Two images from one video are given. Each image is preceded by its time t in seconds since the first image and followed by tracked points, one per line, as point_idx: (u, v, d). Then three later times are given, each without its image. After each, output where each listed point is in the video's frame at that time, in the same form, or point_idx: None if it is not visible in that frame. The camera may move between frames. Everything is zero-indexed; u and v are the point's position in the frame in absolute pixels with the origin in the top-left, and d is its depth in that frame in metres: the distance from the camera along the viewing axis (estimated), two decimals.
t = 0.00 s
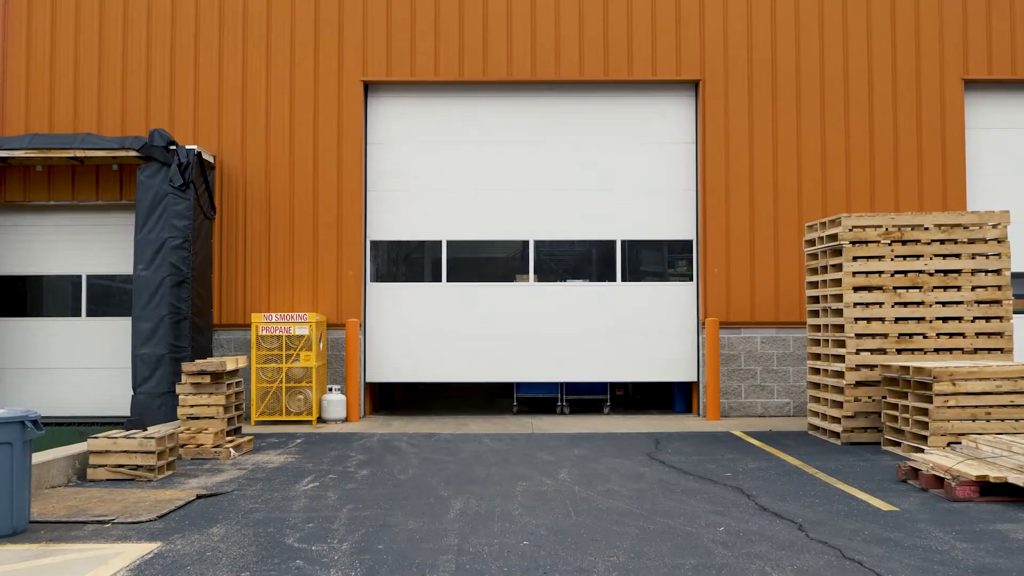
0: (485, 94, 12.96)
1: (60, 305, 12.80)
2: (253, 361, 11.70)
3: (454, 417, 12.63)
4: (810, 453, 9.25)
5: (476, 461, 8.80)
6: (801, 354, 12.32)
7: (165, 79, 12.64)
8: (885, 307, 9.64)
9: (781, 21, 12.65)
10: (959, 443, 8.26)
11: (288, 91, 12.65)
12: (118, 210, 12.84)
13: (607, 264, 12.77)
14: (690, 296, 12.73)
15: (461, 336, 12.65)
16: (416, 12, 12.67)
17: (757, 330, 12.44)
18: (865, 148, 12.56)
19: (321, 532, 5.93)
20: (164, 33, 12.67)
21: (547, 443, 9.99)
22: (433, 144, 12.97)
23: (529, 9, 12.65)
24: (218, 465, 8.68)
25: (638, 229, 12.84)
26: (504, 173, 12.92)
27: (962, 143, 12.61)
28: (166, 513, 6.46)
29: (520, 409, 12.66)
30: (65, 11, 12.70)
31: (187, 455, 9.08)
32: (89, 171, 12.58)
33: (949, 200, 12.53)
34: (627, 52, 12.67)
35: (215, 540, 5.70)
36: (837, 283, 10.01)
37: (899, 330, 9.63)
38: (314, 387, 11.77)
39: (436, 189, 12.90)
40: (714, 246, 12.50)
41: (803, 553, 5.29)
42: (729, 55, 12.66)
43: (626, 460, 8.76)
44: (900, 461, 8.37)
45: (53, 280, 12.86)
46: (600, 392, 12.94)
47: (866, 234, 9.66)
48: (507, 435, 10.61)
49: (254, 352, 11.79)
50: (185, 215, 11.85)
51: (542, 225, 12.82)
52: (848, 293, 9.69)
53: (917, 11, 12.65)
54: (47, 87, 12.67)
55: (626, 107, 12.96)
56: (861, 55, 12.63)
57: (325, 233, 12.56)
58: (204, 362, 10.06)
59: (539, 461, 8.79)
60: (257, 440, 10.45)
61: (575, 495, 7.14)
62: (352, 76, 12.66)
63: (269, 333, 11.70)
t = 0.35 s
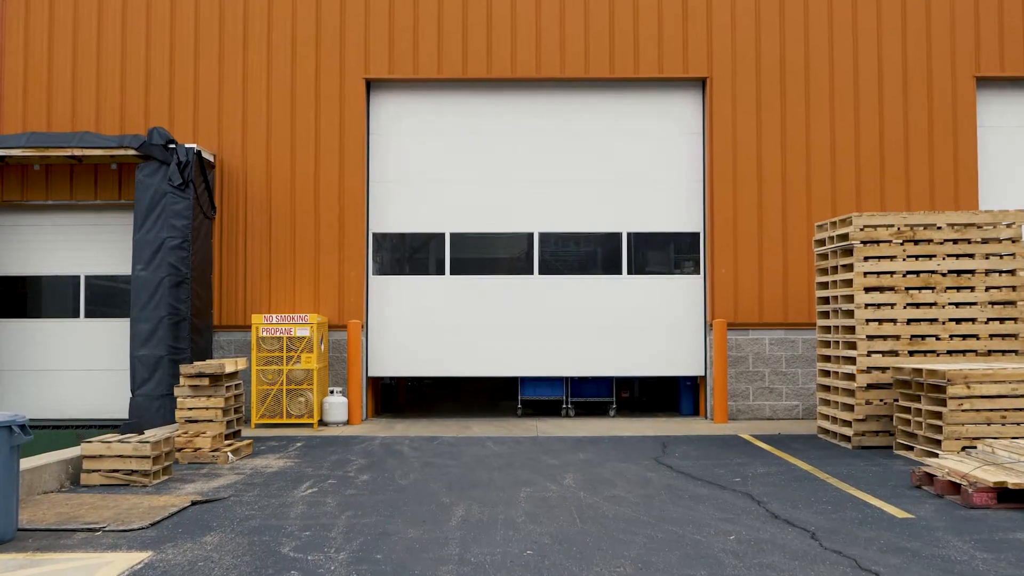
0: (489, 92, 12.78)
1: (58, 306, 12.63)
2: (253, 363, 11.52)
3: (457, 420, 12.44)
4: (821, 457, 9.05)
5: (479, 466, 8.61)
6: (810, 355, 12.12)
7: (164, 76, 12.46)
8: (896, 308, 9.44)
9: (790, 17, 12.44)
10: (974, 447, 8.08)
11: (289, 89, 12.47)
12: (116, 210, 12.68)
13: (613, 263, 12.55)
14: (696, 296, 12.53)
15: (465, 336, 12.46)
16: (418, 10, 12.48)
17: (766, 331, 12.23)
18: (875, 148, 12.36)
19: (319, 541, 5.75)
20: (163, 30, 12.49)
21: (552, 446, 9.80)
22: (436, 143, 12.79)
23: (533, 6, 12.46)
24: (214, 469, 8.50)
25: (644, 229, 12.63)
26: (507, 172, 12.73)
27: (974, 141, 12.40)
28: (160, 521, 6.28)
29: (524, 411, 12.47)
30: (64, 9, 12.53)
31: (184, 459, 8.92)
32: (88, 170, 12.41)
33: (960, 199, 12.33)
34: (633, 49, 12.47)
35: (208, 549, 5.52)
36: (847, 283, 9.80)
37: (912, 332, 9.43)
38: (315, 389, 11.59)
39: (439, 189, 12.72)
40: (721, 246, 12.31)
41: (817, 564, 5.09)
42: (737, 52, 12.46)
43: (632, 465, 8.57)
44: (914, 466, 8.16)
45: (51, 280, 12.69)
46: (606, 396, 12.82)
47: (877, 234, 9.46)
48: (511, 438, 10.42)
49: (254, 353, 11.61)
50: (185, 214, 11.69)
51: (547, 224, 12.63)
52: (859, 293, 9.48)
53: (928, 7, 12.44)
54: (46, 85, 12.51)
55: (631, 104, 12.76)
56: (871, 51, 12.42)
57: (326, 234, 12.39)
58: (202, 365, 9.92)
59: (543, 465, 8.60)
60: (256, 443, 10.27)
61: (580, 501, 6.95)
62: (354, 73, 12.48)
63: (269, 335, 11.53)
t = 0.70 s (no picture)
0: (491, 90, 12.52)
1: (52, 307, 12.39)
2: (251, 366, 11.28)
3: (459, 424, 12.18)
4: (833, 463, 8.78)
5: (480, 472, 8.35)
6: (820, 358, 11.84)
7: (161, 74, 12.22)
8: (910, 310, 9.17)
9: (799, 12, 12.18)
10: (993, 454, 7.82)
11: (287, 87, 12.23)
12: (112, 210, 12.44)
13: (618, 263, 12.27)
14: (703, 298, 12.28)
15: (466, 339, 12.21)
16: (419, 5, 12.23)
17: (775, 333, 11.97)
18: (886, 146, 12.09)
19: (311, 553, 5.49)
20: (159, 25, 12.26)
21: (555, 451, 9.54)
22: (437, 142, 12.54)
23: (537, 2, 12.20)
24: (208, 475, 8.24)
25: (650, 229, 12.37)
26: (510, 170, 12.48)
27: (988, 139, 12.11)
28: (146, 531, 6.03)
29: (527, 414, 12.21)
30: (59, 4, 12.30)
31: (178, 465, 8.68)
32: (82, 169, 12.17)
33: (974, 198, 12.04)
34: (639, 46, 12.21)
35: (194, 562, 5.27)
36: (859, 284, 9.54)
37: (926, 334, 9.16)
38: (313, 393, 11.34)
39: (440, 189, 12.47)
40: (729, 246, 12.04)
41: None
42: (745, 48, 12.19)
43: (638, 471, 8.30)
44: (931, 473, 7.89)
45: (45, 282, 12.46)
46: (611, 400, 12.67)
47: (890, 233, 9.20)
48: (514, 443, 10.17)
49: (251, 356, 11.38)
50: (180, 214, 11.44)
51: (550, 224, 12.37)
52: (872, 294, 9.21)
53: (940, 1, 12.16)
54: (40, 82, 12.28)
55: (637, 101, 12.50)
56: (882, 47, 12.15)
57: (325, 234, 12.14)
58: (197, 368, 9.71)
59: (547, 472, 8.34)
60: (253, 448, 10.03)
61: (584, 510, 6.69)
62: (353, 70, 12.24)
63: (266, 337, 11.29)
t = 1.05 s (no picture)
0: (491, 84, 12.14)
1: (40, 309, 12.02)
2: (243, 368, 10.92)
3: (458, 428, 11.79)
4: (848, 472, 8.37)
5: (478, 482, 7.95)
6: (832, 360, 11.44)
7: (151, 68, 11.86)
8: (928, 310, 8.77)
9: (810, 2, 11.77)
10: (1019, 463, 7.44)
11: (282, 82, 11.85)
12: (101, 209, 12.07)
13: (624, 262, 11.86)
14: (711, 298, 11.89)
15: (466, 341, 11.84)
16: None
17: (785, 335, 11.56)
18: (901, 141, 11.69)
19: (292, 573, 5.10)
20: (149, 18, 11.89)
21: (557, 459, 9.14)
22: (437, 139, 12.16)
23: None
24: (193, 485, 7.86)
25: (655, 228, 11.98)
26: (511, 167, 12.09)
27: (1007, 132, 11.70)
28: (119, 548, 5.65)
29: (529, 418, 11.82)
30: None
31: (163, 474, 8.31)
32: (70, 166, 11.80)
33: (991, 194, 11.63)
34: (644, 38, 11.81)
35: None
36: (875, 284, 9.13)
37: (945, 336, 8.75)
38: (308, 397, 10.95)
39: (438, 188, 12.09)
40: (737, 245, 11.65)
41: None
42: (754, 40, 11.80)
43: (644, 481, 7.90)
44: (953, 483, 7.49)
45: (32, 283, 12.09)
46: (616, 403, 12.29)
47: (907, 230, 8.80)
48: (515, 449, 9.77)
49: (243, 359, 11.01)
50: (169, 212, 11.06)
51: (554, 224, 11.97)
52: (888, 294, 8.80)
53: None
54: (26, 76, 11.92)
55: (642, 95, 12.10)
56: (896, 38, 11.74)
57: (321, 233, 11.76)
58: (184, 372, 9.34)
59: (548, 481, 7.94)
60: (243, 455, 9.65)
61: (588, 524, 6.29)
62: (349, 65, 11.86)
63: (259, 339, 10.94)
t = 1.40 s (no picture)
0: (490, 71, 11.58)
1: (16, 308, 11.46)
2: (228, 370, 10.38)
3: (455, 432, 11.23)
4: (872, 482, 7.82)
5: (475, 493, 7.40)
6: (848, 360, 10.90)
7: (133, 55, 11.30)
8: (956, 308, 8.21)
9: None
10: None
11: (270, 68, 11.29)
12: (81, 203, 11.51)
13: (629, 261, 11.33)
14: (721, 296, 11.34)
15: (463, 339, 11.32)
16: None
17: (799, 334, 11.01)
18: (921, 131, 11.13)
19: None
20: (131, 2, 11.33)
21: (560, 467, 8.59)
22: (432, 129, 11.59)
23: None
24: (169, 497, 7.32)
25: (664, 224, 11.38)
26: (510, 158, 11.53)
27: None
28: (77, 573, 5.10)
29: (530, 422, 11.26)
30: None
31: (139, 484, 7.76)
32: (49, 158, 11.25)
33: (1016, 185, 11.07)
34: (651, 23, 11.25)
35: None
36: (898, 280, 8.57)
37: (974, 336, 8.20)
38: (297, 399, 10.41)
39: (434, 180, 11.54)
40: (748, 239, 11.09)
41: None
42: (766, 24, 11.23)
43: (654, 493, 7.35)
44: (987, 496, 6.94)
45: (8, 280, 11.54)
46: (620, 405, 11.72)
47: (933, 223, 8.23)
48: (515, 456, 9.22)
49: (229, 360, 10.48)
50: (152, 205, 10.49)
51: (555, 217, 11.40)
52: (914, 292, 8.25)
53: None
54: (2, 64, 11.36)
55: (649, 82, 11.53)
56: (915, 21, 11.18)
57: (311, 227, 11.21)
58: (164, 374, 8.79)
59: (550, 493, 7.39)
60: (226, 462, 9.11)
61: (595, 543, 5.74)
62: (341, 50, 11.30)
63: (246, 339, 10.40)
